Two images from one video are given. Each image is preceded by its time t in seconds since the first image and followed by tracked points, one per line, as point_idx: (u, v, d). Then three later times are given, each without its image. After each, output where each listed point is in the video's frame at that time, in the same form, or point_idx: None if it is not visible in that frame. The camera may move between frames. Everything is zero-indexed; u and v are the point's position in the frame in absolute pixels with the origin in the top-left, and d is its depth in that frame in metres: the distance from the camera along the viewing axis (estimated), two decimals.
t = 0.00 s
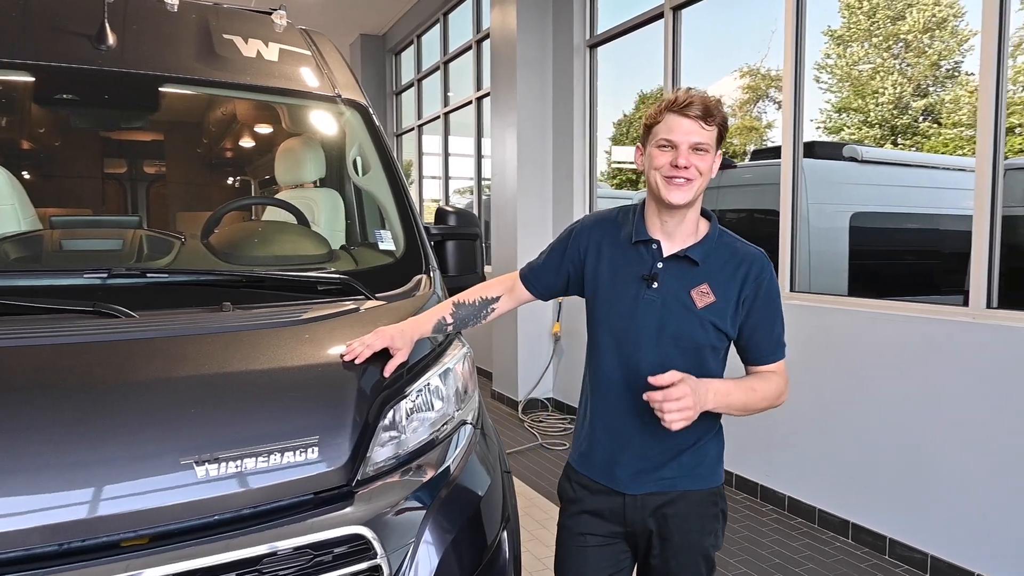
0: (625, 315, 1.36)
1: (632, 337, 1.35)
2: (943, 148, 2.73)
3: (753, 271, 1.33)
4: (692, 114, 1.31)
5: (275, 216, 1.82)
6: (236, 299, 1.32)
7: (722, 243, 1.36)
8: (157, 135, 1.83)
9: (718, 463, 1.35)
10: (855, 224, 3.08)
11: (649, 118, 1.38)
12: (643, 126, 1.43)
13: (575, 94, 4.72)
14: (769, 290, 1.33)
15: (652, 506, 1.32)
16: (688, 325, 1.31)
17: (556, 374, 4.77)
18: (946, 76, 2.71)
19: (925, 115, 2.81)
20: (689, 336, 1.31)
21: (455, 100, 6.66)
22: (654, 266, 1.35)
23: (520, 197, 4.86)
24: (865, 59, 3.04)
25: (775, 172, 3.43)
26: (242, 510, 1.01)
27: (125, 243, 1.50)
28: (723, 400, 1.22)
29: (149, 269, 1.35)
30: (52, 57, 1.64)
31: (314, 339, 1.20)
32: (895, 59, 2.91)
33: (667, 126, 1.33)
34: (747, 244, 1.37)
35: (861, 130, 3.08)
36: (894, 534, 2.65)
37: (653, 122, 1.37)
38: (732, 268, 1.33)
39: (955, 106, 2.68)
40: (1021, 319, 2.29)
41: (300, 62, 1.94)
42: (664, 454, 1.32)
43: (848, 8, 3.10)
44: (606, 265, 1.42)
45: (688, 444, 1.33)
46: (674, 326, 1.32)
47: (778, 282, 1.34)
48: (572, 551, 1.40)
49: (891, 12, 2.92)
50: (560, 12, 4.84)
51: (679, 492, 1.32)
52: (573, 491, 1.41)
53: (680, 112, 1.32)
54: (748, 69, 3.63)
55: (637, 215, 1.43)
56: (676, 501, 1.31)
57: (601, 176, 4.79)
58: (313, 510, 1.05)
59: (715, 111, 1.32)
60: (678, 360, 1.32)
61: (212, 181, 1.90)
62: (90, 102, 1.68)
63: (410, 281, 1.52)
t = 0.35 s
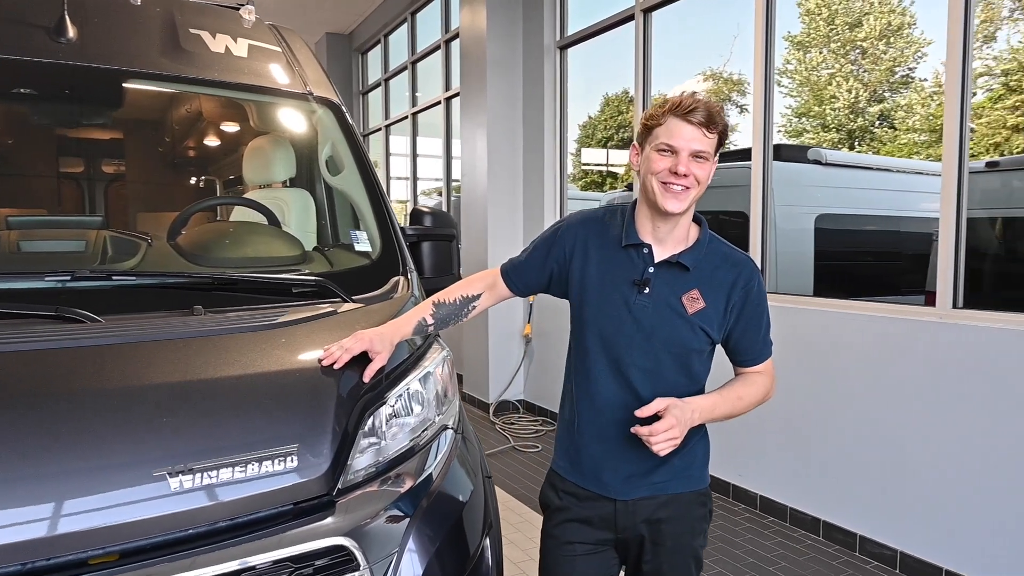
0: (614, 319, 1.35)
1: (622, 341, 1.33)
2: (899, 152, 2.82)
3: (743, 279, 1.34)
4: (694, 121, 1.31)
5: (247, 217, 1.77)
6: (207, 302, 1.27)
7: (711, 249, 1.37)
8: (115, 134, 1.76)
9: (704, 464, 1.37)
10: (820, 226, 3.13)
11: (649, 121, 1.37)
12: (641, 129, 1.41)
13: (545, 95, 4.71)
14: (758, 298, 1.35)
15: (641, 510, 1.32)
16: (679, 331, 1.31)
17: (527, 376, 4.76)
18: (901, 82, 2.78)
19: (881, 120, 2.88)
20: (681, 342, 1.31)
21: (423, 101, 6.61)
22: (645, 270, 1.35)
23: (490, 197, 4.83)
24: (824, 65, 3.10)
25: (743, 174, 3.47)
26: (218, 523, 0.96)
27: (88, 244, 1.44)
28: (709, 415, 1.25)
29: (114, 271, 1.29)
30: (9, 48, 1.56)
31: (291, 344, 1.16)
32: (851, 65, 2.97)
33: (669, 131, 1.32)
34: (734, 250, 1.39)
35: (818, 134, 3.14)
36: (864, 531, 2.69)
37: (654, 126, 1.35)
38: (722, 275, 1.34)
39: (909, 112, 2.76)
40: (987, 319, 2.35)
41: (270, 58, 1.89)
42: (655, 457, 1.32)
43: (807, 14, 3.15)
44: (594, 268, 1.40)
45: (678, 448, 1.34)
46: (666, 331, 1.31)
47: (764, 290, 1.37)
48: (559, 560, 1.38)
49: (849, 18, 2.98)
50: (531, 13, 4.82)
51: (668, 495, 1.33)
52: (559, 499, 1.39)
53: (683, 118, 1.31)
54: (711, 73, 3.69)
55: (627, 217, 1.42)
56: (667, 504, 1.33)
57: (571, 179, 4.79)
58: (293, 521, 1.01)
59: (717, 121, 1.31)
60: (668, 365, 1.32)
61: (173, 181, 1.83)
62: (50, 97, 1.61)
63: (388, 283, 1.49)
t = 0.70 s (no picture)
0: (601, 316, 1.34)
1: (608, 339, 1.32)
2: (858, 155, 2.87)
3: (726, 273, 1.34)
4: (670, 112, 1.31)
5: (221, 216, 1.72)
6: (182, 304, 1.22)
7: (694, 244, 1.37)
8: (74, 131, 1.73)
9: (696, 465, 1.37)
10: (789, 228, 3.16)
11: (626, 115, 1.37)
12: (619, 124, 1.41)
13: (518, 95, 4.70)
14: (742, 291, 1.35)
15: (634, 513, 1.32)
16: (666, 327, 1.31)
17: (502, 378, 4.74)
18: (860, 87, 2.85)
19: (842, 124, 2.93)
20: (668, 337, 1.31)
21: (393, 100, 6.55)
22: (630, 266, 1.34)
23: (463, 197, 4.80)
24: (787, 68, 3.16)
25: (716, 176, 3.49)
26: (199, 533, 0.93)
27: (53, 244, 1.38)
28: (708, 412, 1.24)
29: (82, 271, 1.24)
30: None
31: (273, 347, 1.13)
32: (813, 70, 3.04)
33: (645, 123, 1.32)
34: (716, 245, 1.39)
35: (781, 137, 3.19)
36: (838, 528, 2.73)
37: (631, 120, 1.36)
38: (706, 270, 1.34)
39: (869, 116, 2.82)
40: (957, 318, 2.40)
41: (242, 52, 1.83)
42: (647, 459, 1.32)
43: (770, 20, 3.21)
44: (579, 264, 1.39)
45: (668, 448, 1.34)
46: (653, 327, 1.31)
47: (747, 282, 1.37)
48: (550, 566, 1.37)
49: (812, 24, 3.04)
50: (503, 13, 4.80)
51: (659, 498, 1.32)
52: (548, 504, 1.38)
53: (658, 109, 1.32)
54: (676, 76, 3.74)
55: (610, 213, 1.42)
56: (660, 508, 1.32)
57: (543, 180, 4.77)
58: (275, 530, 0.97)
59: (692, 111, 1.32)
60: (655, 360, 1.31)
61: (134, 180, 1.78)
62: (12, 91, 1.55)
63: (368, 283, 1.46)
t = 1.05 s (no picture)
0: (587, 315, 1.33)
1: (596, 338, 1.32)
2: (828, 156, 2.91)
3: (712, 261, 1.32)
4: (627, 105, 1.32)
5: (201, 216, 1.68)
6: (164, 306, 1.19)
7: (678, 235, 1.35)
8: (40, 128, 1.64)
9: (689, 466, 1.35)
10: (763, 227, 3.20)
11: (588, 117, 1.39)
12: (586, 128, 1.44)
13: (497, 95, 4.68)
14: (732, 275, 1.32)
15: (624, 513, 1.30)
16: (653, 320, 1.29)
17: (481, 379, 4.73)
18: (830, 90, 2.89)
19: (812, 126, 2.97)
20: (656, 330, 1.29)
21: (369, 100, 6.50)
22: (614, 262, 1.33)
23: (441, 197, 4.77)
24: (757, 71, 3.21)
25: (695, 177, 3.51)
26: (187, 542, 0.90)
27: (28, 244, 1.33)
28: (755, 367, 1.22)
29: (60, 272, 1.20)
30: None
31: (261, 349, 1.10)
32: (783, 73, 3.09)
33: (605, 120, 1.34)
34: (702, 235, 1.37)
35: (752, 139, 3.25)
36: (818, 525, 2.76)
37: (593, 120, 1.38)
38: (691, 260, 1.32)
39: (839, 118, 2.86)
40: (933, 317, 2.43)
41: (220, 48, 1.79)
42: (638, 459, 1.30)
43: (739, 23, 3.29)
44: (563, 264, 1.38)
45: (660, 447, 1.32)
46: (640, 321, 1.29)
47: (737, 268, 1.33)
48: (543, 568, 1.36)
49: (782, 27, 3.10)
50: (481, 12, 4.78)
51: (650, 499, 1.31)
52: (538, 505, 1.38)
53: (615, 105, 1.33)
54: (650, 78, 3.80)
55: (591, 213, 1.41)
56: (649, 509, 1.30)
57: (522, 181, 4.77)
58: (266, 538, 0.95)
59: (649, 100, 1.33)
60: (645, 355, 1.30)
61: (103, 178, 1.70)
62: None
63: (355, 284, 1.43)
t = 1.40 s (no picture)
0: (575, 307, 1.33)
1: (585, 330, 1.31)
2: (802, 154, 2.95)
3: (698, 242, 1.30)
4: (595, 102, 1.32)
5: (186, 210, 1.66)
6: (155, 302, 1.16)
7: (663, 225, 1.34)
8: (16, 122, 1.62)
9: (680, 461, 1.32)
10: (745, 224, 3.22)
11: (560, 117, 1.39)
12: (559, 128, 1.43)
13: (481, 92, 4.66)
14: (721, 252, 1.29)
15: (611, 503, 1.29)
16: (641, 308, 1.29)
17: (465, 376, 4.71)
18: (805, 88, 2.92)
19: (789, 124, 2.99)
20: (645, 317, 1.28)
21: (350, 96, 6.45)
22: (600, 252, 1.33)
23: (425, 193, 4.75)
24: (733, 69, 3.25)
25: (678, 173, 3.53)
26: (186, 543, 0.88)
27: (9, 239, 1.30)
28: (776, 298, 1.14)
29: (46, 268, 1.17)
30: None
31: (257, 346, 1.09)
32: (759, 71, 3.13)
33: (575, 119, 1.34)
34: (688, 222, 1.36)
35: (729, 136, 3.29)
36: (803, 518, 2.79)
37: (564, 120, 1.38)
38: (678, 244, 1.31)
39: (814, 117, 2.89)
40: (915, 312, 2.47)
41: (205, 41, 1.75)
42: (624, 452, 1.29)
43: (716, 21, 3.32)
44: (550, 260, 1.39)
45: (651, 440, 1.29)
46: (628, 308, 1.29)
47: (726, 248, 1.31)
48: (539, 564, 1.36)
49: (759, 26, 3.12)
50: (465, 8, 4.76)
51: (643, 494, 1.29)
52: (531, 496, 1.37)
53: (584, 102, 1.33)
54: (630, 75, 3.83)
55: (575, 210, 1.42)
56: (637, 503, 1.28)
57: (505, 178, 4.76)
58: (265, 538, 0.93)
59: (617, 94, 1.33)
60: (634, 343, 1.29)
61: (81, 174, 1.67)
62: None
63: (348, 280, 1.42)
